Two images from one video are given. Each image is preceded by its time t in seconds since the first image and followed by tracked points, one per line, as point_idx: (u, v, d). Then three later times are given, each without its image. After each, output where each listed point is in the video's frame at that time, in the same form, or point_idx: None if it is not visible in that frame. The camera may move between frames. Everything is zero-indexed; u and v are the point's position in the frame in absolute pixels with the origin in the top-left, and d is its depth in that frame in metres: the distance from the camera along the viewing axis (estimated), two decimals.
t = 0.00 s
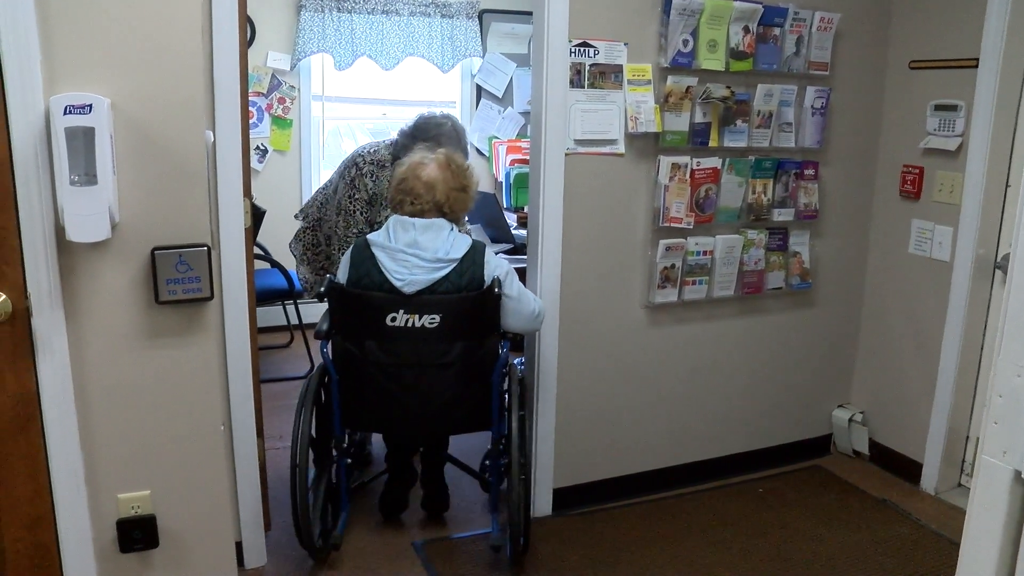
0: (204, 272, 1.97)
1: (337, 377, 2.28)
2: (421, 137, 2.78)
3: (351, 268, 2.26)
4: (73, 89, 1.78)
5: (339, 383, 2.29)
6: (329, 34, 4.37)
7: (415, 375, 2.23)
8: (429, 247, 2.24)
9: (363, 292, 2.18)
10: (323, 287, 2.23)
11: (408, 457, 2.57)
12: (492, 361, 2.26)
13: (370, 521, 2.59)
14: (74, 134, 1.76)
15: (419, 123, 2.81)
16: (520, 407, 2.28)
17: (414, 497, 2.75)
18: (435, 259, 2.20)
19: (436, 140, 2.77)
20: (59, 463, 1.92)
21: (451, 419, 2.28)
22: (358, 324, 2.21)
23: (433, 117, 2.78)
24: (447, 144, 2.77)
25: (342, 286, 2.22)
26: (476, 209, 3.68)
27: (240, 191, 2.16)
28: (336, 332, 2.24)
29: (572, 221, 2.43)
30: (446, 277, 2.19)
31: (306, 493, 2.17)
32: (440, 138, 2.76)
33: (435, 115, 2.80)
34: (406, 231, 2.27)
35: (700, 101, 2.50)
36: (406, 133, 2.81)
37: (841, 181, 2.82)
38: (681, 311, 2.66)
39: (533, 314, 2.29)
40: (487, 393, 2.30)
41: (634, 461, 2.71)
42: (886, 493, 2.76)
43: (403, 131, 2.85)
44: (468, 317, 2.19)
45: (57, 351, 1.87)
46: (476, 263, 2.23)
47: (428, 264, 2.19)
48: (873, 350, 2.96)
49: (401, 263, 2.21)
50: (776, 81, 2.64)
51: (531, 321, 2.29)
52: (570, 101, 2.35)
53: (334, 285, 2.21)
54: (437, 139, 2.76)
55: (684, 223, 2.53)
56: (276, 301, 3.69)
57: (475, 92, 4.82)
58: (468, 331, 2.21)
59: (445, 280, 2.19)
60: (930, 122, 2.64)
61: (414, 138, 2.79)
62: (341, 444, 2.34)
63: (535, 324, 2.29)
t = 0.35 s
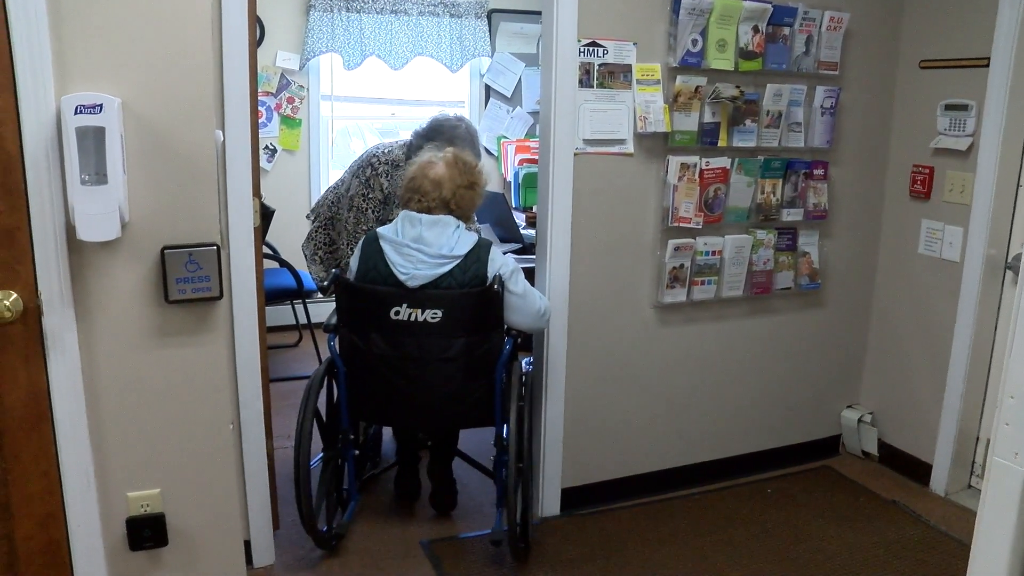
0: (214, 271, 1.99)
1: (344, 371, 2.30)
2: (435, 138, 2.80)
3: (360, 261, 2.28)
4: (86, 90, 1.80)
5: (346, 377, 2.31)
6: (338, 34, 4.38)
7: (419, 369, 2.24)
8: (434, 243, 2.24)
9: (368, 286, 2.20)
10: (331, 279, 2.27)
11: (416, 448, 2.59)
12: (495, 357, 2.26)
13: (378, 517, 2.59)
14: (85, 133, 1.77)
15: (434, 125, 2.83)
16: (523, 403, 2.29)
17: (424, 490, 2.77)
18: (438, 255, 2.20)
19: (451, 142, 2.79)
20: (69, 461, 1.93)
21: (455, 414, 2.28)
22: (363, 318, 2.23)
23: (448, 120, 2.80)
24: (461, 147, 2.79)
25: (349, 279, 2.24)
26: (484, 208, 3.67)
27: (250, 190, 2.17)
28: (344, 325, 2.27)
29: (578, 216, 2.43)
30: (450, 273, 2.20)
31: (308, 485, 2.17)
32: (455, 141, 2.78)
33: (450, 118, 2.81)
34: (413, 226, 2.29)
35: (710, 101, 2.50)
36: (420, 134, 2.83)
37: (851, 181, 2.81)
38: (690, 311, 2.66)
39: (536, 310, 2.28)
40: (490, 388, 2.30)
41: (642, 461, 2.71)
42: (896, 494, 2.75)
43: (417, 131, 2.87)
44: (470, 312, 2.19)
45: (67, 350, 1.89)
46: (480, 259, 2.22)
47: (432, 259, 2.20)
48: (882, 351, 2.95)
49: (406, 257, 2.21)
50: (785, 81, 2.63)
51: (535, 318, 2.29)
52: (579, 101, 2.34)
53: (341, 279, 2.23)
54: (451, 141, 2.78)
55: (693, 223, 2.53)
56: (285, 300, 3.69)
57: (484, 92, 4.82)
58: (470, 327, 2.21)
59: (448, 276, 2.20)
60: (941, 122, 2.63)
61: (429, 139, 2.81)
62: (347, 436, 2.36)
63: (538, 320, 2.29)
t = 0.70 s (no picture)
0: (220, 271, 1.98)
1: (353, 372, 2.28)
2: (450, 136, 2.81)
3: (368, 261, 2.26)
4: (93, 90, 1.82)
5: (354, 378, 2.30)
6: (346, 33, 4.37)
7: (428, 370, 2.23)
8: (443, 243, 2.25)
9: (378, 287, 2.19)
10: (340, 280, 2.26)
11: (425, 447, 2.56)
12: (505, 357, 2.25)
13: (385, 518, 2.58)
14: (93, 133, 1.79)
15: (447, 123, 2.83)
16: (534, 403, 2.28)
17: (432, 490, 2.76)
18: (448, 256, 2.19)
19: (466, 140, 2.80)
20: (75, 460, 1.94)
21: (465, 415, 2.27)
22: (373, 319, 2.22)
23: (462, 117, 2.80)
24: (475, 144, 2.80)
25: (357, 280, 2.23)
26: (492, 209, 3.66)
27: (257, 189, 2.17)
28: (353, 326, 2.26)
29: (588, 217, 2.42)
30: (460, 274, 2.19)
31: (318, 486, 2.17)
32: (470, 138, 2.79)
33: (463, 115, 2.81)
34: (422, 227, 2.29)
35: (719, 100, 2.48)
36: (434, 132, 2.83)
37: (861, 180, 2.79)
38: (700, 312, 2.65)
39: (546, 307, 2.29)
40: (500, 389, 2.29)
41: (650, 463, 2.69)
42: (907, 497, 2.73)
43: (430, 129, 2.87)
44: (480, 313, 2.19)
45: (75, 348, 1.90)
46: (489, 260, 2.22)
47: (442, 260, 2.19)
48: (893, 351, 2.93)
49: (416, 258, 2.21)
50: (795, 80, 2.62)
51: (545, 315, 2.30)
52: (587, 100, 2.33)
53: (350, 280, 2.22)
54: (465, 139, 2.78)
55: (702, 223, 2.52)
56: (292, 300, 3.69)
57: (492, 91, 4.81)
58: (480, 327, 2.20)
59: (459, 276, 2.19)
60: (953, 121, 2.61)
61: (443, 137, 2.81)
62: (356, 437, 2.35)
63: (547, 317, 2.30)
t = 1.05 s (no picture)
0: (225, 269, 1.98)
1: (360, 375, 2.25)
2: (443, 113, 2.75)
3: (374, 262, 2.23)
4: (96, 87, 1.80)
5: (361, 381, 2.27)
6: (352, 29, 4.35)
7: (438, 373, 2.20)
8: (452, 244, 2.22)
9: (387, 288, 2.16)
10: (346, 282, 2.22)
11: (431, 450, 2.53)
12: (516, 359, 2.23)
13: (392, 522, 2.55)
14: (96, 131, 1.78)
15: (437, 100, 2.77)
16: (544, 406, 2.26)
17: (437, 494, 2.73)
18: (458, 256, 2.17)
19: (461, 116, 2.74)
20: (78, 461, 1.93)
21: (474, 418, 2.25)
22: (381, 321, 2.19)
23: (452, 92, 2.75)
24: (472, 118, 2.75)
25: (365, 282, 2.20)
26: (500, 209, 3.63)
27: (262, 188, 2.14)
28: (361, 328, 2.23)
29: (598, 218, 2.39)
30: (470, 274, 2.16)
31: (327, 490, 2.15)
32: (465, 113, 2.74)
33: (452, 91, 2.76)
34: (429, 228, 2.26)
35: (730, 98, 2.45)
36: (425, 112, 2.76)
37: (875, 179, 2.75)
38: (710, 312, 2.61)
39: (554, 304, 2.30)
40: (510, 392, 2.27)
41: (659, 466, 2.66)
42: (921, 501, 2.69)
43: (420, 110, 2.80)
44: (491, 314, 2.16)
45: (77, 348, 1.89)
46: (499, 261, 2.19)
47: (452, 261, 2.17)
48: (907, 353, 2.89)
49: (424, 260, 2.18)
50: (807, 77, 2.58)
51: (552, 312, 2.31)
52: (597, 98, 2.31)
53: (357, 282, 2.19)
54: (461, 113, 2.74)
55: (712, 222, 2.48)
56: (297, 300, 3.66)
57: (500, 89, 4.78)
58: (490, 329, 2.18)
59: (469, 277, 2.16)
60: (969, 118, 2.57)
61: (436, 116, 2.75)
62: (363, 440, 2.32)
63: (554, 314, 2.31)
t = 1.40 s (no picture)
0: (230, 269, 1.96)
1: (366, 376, 2.23)
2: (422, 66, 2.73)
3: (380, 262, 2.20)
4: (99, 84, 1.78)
5: (367, 382, 2.24)
6: (357, 25, 4.31)
7: (445, 375, 2.17)
8: (459, 243, 2.19)
9: (394, 289, 2.13)
10: (352, 282, 2.19)
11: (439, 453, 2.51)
12: (524, 360, 2.20)
13: (398, 525, 2.52)
14: (99, 128, 1.76)
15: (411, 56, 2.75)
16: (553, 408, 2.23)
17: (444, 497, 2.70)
18: (465, 256, 2.14)
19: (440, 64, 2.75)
20: (80, 462, 1.91)
21: (481, 420, 2.22)
22: (387, 322, 2.16)
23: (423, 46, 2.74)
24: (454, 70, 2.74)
25: (372, 282, 2.17)
26: (508, 207, 3.60)
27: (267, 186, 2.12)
28: (367, 329, 2.20)
29: (607, 217, 2.36)
30: (477, 274, 2.13)
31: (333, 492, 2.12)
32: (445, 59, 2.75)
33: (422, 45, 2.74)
34: (436, 227, 2.23)
35: (741, 96, 2.41)
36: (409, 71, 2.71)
37: (889, 178, 2.71)
38: (721, 312, 2.58)
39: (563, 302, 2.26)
40: (518, 394, 2.24)
41: (669, 469, 2.63)
42: (937, 506, 2.65)
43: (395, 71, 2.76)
44: (499, 315, 2.13)
45: (80, 348, 1.87)
46: (507, 260, 2.16)
47: (459, 261, 2.13)
48: (921, 354, 2.85)
49: (431, 259, 2.15)
50: (820, 74, 2.54)
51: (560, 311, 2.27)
52: (606, 95, 2.27)
53: (363, 282, 2.16)
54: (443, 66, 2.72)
55: (723, 222, 2.45)
56: (302, 300, 3.64)
57: (507, 86, 4.75)
58: (498, 330, 2.15)
59: (476, 277, 2.13)
60: (987, 115, 2.52)
61: (421, 74, 2.71)
62: (370, 442, 2.29)
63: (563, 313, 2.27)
